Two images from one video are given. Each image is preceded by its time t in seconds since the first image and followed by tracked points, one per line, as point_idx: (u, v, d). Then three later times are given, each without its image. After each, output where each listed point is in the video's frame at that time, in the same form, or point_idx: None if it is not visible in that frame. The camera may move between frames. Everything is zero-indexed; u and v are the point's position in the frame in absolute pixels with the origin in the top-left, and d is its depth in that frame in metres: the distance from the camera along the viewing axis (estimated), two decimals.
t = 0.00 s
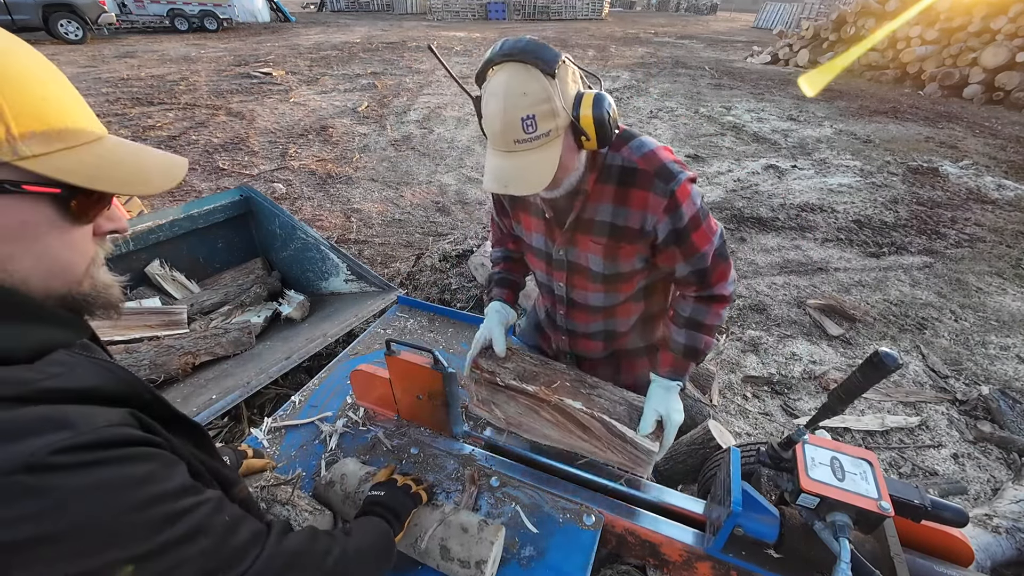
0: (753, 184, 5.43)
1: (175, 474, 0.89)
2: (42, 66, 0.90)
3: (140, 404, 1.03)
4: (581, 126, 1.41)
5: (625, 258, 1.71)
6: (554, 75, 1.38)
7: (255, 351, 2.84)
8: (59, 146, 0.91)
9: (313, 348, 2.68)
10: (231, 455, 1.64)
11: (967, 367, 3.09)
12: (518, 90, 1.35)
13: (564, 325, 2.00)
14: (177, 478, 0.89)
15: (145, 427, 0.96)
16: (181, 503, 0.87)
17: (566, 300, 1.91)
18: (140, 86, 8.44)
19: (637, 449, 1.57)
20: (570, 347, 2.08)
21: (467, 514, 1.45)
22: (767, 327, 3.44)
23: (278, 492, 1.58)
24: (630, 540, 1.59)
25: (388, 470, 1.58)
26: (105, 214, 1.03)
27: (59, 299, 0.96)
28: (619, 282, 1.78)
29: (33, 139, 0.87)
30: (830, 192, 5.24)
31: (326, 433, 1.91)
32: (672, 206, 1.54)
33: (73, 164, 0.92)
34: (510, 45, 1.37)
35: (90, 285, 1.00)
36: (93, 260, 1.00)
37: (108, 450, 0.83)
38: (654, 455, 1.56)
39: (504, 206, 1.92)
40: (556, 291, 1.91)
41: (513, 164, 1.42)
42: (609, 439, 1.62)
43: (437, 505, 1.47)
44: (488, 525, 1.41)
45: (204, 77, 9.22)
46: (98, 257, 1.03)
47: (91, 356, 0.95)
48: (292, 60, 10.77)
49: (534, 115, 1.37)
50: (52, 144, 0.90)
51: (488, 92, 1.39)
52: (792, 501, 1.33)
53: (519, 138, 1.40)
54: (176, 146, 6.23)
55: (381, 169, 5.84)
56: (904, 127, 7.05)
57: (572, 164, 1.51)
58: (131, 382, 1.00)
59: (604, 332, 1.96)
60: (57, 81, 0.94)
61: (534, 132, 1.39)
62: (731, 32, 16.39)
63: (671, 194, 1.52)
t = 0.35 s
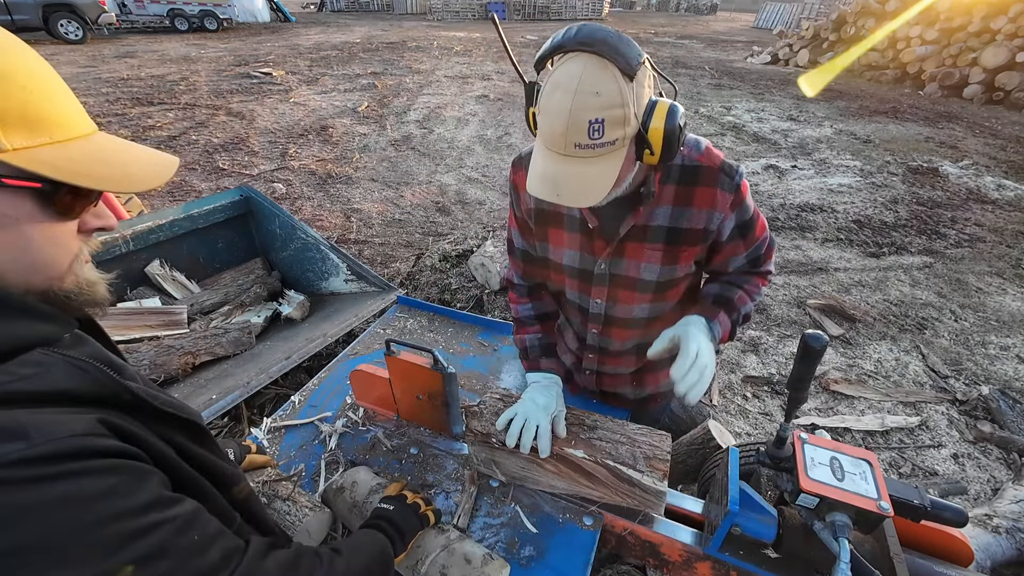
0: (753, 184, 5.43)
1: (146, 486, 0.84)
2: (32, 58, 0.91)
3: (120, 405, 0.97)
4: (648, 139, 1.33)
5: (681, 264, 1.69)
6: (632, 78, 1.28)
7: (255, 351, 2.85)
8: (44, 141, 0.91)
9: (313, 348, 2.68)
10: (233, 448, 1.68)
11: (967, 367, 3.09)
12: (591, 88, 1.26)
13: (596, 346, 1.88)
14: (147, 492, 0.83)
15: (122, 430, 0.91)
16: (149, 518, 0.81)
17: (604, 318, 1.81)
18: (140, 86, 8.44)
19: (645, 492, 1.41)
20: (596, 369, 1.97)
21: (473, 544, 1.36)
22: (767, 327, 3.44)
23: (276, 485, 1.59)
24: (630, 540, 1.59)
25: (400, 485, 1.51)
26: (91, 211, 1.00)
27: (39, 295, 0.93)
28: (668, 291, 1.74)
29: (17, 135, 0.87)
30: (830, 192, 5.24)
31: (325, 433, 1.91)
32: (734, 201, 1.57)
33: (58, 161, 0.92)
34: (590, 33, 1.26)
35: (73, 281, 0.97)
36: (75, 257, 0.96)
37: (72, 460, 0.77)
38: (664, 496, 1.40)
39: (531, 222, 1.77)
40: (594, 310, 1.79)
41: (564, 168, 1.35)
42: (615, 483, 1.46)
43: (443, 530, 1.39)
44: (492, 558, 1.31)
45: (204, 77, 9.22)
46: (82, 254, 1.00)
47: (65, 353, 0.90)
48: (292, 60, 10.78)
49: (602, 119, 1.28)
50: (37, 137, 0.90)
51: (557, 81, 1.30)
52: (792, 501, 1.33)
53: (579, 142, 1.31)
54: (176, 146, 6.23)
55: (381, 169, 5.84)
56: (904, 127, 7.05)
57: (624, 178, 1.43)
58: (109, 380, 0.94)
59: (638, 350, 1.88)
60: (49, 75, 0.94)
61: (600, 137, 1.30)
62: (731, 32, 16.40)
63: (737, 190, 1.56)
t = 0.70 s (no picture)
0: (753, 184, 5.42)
1: (125, 496, 0.83)
2: (0, 50, 0.87)
3: (101, 414, 0.98)
4: (660, 126, 1.31)
5: (689, 249, 1.66)
6: (649, 63, 1.27)
7: (255, 351, 2.84)
8: (16, 139, 0.89)
9: (313, 348, 2.68)
10: (226, 437, 1.71)
11: (967, 367, 3.09)
12: (606, 71, 1.25)
13: (601, 337, 1.87)
14: (126, 502, 0.82)
15: (100, 440, 0.91)
16: (128, 529, 0.81)
17: (609, 308, 1.80)
18: (140, 86, 8.43)
19: (644, 495, 1.41)
20: (600, 362, 1.96)
21: (484, 567, 1.34)
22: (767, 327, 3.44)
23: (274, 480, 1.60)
24: (630, 540, 1.60)
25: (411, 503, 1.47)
26: (78, 213, 1.01)
27: (22, 302, 0.94)
28: (675, 278, 1.73)
29: None
30: (830, 192, 5.24)
31: (325, 433, 1.91)
32: (746, 183, 1.55)
33: (29, 158, 0.90)
34: (610, 15, 1.25)
35: (58, 287, 0.98)
36: (60, 262, 0.97)
37: (47, 470, 0.77)
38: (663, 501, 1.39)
39: (537, 213, 1.79)
40: (599, 300, 1.78)
41: (575, 151, 1.35)
42: (615, 486, 1.47)
43: (453, 550, 1.37)
44: None
45: (204, 77, 9.21)
46: (69, 257, 1.01)
47: (42, 361, 0.91)
48: (292, 60, 10.77)
49: (616, 104, 1.27)
50: (9, 135, 0.88)
51: (573, 62, 1.29)
52: (792, 501, 1.33)
53: (591, 126, 1.31)
54: (176, 146, 6.23)
55: (381, 169, 5.84)
56: (904, 127, 7.05)
57: (631, 164, 1.42)
58: (88, 389, 0.95)
59: (644, 343, 1.86)
60: (23, 73, 0.93)
61: (612, 122, 1.29)
62: (732, 32, 16.39)
63: (747, 171, 1.54)
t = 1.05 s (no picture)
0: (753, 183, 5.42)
1: (93, 490, 0.83)
2: None
3: (83, 404, 1.00)
4: (654, 92, 1.37)
5: (683, 233, 1.67)
6: (632, 36, 1.33)
7: (255, 351, 2.84)
8: (5, 128, 0.90)
9: (313, 348, 2.68)
10: (223, 438, 1.69)
11: (967, 367, 3.09)
12: (597, 50, 1.32)
13: (598, 325, 1.87)
14: (92, 496, 0.83)
15: (80, 431, 0.92)
16: (93, 524, 0.81)
17: (606, 295, 1.80)
18: (140, 86, 8.43)
19: (644, 495, 1.39)
20: (600, 352, 1.96)
21: None
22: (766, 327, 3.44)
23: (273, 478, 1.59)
24: (630, 540, 1.59)
25: (408, 510, 1.45)
26: (73, 203, 1.04)
27: (18, 290, 0.98)
28: (671, 263, 1.73)
29: None
30: (830, 192, 5.24)
31: (325, 433, 1.91)
32: (738, 163, 1.56)
33: (17, 147, 0.91)
34: (586, 5, 1.33)
35: (55, 275, 1.02)
36: (53, 251, 1.00)
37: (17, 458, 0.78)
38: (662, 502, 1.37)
39: (538, 202, 1.85)
40: (596, 286, 1.79)
41: (588, 130, 1.38)
42: (616, 486, 1.45)
43: (445, 561, 1.34)
44: None
45: (204, 77, 9.21)
46: (64, 246, 1.04)
47: (32, 350, 0.94)
48: (292, 60, 10.77)
49: (613, 77, 1.33)
50: None
51: (562, 52, 1.35)
52: (792, 501, 1.33)
53: (596, 104, 1.35)
54: (176, 146, 6.23)
55: (381, 169, 5.84)
56: (904, 127, 7.05)
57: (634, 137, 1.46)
58: (72, 380, 0.97)
59: (642, 331, 1.85)
60: (17, 64, 0.94)
61: (612, 94, 1.34)
62: (732, 32, 16.39)
63: (738, 152, 1.55)
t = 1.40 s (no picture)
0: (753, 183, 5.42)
1: (77, 514, 0.81)
2: None
3: (68, 424, 0.95)
4: (629, 89, 1.43)
5: (664, 228, 1.70)
6: (610, 32, 1.41)
7: (255, 351, 2.84)
8: None
9: (313, 348, 2.67)
10: (223, 439, 1.70)
11: (967, 367, 3.09)
12: (572, 41, 1.40)
13: (581, 312, 1.94)
14: (76, 521, 0.80)
15: (61, 452, 0.88)
16: (79, 550, 0.79)
17: (589, 281, 1.87)
18: (140, 86, 8.43)
19: (616, 483, 1.42)
20: (583, 341, 2.02)
21: None
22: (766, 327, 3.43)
23: (271, 480, 1.60)
24: (631, 540, 1.58)
25: (409, 509, 1.45)
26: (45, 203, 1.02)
27: None
28: (651, 257, 1.75)
29: None
30: (830, 192, 5.24)
31: (325, 433, 1.91)
32: (723, 162, 1.58)
33: None
34: None
35: (30, 281, 1.00)
36: (29, 254, 0.98)
37: None
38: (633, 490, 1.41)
39: (537, 182, 1.97)
40: (578, 271, 1.87)
41: (558, 116, 1.48)
42: (589, 475, 1.48)
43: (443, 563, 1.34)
44: None
45: (205, 77, 9.22)
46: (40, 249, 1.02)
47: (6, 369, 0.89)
48: (292, 60, 10.77)
49: (583, 69, 1.42)
50: None
51: (543, 41, 1.44)
52: (792, 501, 1.33)
53: (564, 91, 1.45)
54: (176, 146, 6.23)
55: (381, 169, 5.84)
56: (904, 127, 7.05)
57: (613, 130, 1.53)
58: (50, 399, 0.92)
59: (623, 324, 1.89)
60: None
61: (581, 86, 1.43)
62: (732, 32, 16.39)
63: (723, 151, 1.58)
